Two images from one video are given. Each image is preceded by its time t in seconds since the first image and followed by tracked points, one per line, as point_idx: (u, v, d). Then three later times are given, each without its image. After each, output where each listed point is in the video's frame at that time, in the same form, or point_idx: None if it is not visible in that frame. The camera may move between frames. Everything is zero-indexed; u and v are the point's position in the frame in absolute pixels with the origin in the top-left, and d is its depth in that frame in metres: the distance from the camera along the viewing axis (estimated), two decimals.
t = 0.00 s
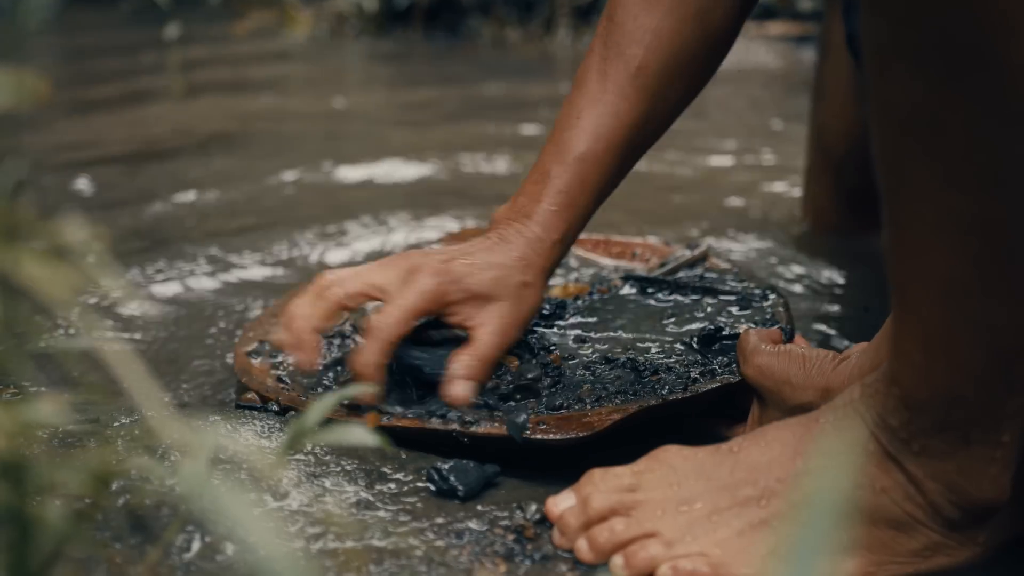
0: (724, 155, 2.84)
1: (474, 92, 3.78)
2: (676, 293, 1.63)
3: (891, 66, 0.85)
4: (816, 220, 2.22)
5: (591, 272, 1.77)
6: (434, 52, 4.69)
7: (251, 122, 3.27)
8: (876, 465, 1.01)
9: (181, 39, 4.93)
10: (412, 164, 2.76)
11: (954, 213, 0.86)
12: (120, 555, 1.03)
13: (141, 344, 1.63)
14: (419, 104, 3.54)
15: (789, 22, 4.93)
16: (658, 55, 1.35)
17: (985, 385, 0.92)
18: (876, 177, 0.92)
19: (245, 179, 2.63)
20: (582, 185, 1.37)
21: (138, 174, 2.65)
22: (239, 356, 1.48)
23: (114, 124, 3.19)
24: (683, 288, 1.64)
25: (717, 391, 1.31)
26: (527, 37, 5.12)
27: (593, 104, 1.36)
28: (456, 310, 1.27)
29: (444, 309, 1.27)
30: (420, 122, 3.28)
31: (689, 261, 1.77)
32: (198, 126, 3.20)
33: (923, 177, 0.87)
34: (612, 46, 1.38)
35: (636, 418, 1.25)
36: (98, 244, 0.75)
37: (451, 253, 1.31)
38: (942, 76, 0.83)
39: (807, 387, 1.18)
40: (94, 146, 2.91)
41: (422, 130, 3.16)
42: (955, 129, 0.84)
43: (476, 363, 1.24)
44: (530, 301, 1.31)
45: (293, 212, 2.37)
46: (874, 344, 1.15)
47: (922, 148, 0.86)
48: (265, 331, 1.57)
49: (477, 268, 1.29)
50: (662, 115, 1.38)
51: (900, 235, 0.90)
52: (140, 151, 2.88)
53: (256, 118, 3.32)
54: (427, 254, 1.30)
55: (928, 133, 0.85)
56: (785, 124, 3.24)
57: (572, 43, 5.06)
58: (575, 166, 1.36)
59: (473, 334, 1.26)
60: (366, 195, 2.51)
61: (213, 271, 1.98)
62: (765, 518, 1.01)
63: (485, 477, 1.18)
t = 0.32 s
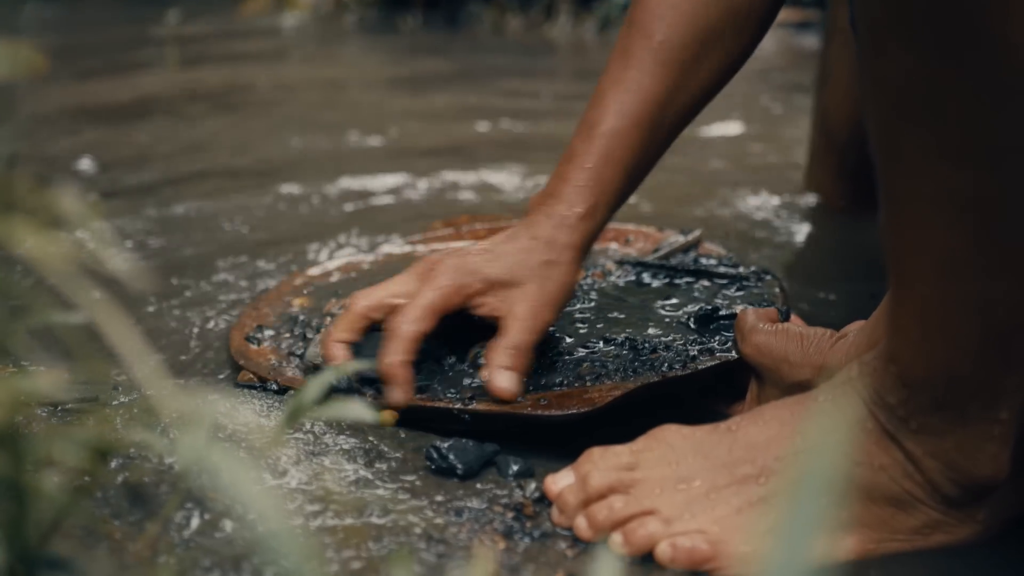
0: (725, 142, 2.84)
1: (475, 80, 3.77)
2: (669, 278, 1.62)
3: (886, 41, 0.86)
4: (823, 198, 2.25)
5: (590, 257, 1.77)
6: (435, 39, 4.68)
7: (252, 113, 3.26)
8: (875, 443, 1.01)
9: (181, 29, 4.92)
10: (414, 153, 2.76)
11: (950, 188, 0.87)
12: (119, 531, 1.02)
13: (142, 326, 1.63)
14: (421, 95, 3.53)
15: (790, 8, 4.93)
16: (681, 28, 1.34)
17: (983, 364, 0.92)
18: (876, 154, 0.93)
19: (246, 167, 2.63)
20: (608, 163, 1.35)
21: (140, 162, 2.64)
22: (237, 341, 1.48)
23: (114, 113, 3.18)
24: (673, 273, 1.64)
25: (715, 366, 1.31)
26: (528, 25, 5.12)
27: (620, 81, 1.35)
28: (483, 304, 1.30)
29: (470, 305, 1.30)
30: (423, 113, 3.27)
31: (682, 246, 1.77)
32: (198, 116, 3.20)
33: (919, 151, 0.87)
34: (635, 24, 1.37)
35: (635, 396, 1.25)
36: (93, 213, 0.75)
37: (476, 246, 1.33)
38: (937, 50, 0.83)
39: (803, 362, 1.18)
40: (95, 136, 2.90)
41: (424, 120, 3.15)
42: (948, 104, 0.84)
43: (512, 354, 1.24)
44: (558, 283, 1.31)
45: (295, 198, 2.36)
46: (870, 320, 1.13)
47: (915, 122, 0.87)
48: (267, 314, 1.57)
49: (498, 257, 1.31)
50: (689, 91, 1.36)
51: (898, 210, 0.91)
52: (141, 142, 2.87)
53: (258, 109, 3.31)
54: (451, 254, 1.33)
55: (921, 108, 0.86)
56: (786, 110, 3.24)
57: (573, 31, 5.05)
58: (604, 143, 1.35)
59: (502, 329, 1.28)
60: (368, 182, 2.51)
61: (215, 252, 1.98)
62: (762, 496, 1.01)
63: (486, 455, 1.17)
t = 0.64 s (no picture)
0: (728, 129, 2.83)
1: (477, 66, 3.77)
2: (677, 270, 1.62)
3: (887, 19, 0.85)
4: (822, 185, 2.25)
5: (596, 244, 1.77)
6: (437, 25, 4.67)
7: (254, 94, 3.26)
8: (877, 427, 1.01)
9: (182, 13, 4.91)
10: (416, 135, 2.75)
11: (954, 167, 0.87)
12: (121, 516, 1.02)
13: (145, 309, 1.63)
14: (423, 79, 3.53)
15: None
16: (679, 10, 1.35)
17: (985, 344, 0.92)
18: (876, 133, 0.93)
19: (248, 148, 2.62)
20: (599, 143, 1.39)
21: (142, 141, 2.64)
22: (242, 323, 1.48)
23: (116, 95, 3.17)
24: (672, 266, 1.63)
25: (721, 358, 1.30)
26: (530, 13, 5.11)
27: (615, 60, 1.37)
28: (462, 287, 1.35)
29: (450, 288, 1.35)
30: (425, 95, 3.26)
31: (692, 236, 1.77)
32: (200, 97, 3.19)
33: (920, 130, 0.87)
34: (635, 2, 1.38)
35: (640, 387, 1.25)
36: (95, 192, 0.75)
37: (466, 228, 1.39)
38: (940, 28, 0.83)
39: (806, 354, 1.17)
40: (98, 116, 2.90)
41: (426, 103, 3.15)
42: (954, 81, 0.84)
43: (490, 338, 1.26)
44: (541, 265, 1.36)
45: (297, 181, 2.36)
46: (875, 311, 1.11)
47: (915, 102, 0.86)
48: (271, 297, 1.57)
49: (480, 241, 1.36)
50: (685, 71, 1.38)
51: (900, 191, 0.91)
52: (142, 121, 2.87)
53: (260, 90, 3.30)
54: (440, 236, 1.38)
55: (923, 86, 0.86)
56: (789, 97, 3.24)
57: (576, 19, 5.03)
58: (594, 124, 1.38)
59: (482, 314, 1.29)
60: (371, 164, 2.51)
61: (217, 236, 1.98)
62: (764, 480, 1.01)
63: (487, 442, 1.17)
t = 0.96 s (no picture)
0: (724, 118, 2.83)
1: (473, 54, 3.76)
2: (676, 261, 1.61)
3: (881, 6, 0.85)
4: (819, 176, 2.25)
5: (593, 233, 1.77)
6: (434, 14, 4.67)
7: (251, 79, 3.25)
8: (871, 417, 1.02)
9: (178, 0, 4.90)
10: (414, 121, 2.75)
11: (949, 158, 0.86)
12: (114, 507, 1.02)
13: (142, 297, 1.63)
14: (420, 68, 3.53)
15: None
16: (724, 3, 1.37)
17: (980, 334, 0.92)
18: (871, 122, 0.93)
19: (245, 133, 2.62)
20: (661, 137, 1.39)
21: (139, 127, 2.64)
22: (238, 313, 1.48)
23: (112, 80, 3.17)
24: (668, 257, 1.63)
25: (715, 351, 1.30)
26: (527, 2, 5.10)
27: (666, 54, 1.38)
28: (570, 279, 1.28)
29: (562, 279, 1.27)
30: (422, 82, 3.26)
31: (691, 227, 1.77)
32: (197, 82, 3.18)
33: (915, 119, 0.87)
34: None
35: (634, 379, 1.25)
36: (84, 179, 0.74)
37: (552, 217, 1.31)
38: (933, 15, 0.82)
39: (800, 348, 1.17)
40: (95, 101, 2.90)
41: (423, 90, 3.14)
42: (947, 72, 0.83)
43: (589, 329, 1.24)
44: (632, 261, 1.34)
45: (293, 167, 2.36)
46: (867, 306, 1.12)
47: (909, 92, 0.86)
48: (269, 285, 1.57)
49: (585, 232, 1.29)
50: (728, 62, 1.40)
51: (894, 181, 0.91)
52: (140, 106, 2.86)
53: (257, 76, 3.30)
54: (535, 223, 1.29)
55: (918, 75, 0.85)
56: (786, 86, 3.24)
57: (572, 8, 5.03)
58: (656, 119, 1.38)
59: (586, 302, 1.26)
60: (368, 150, 2.51)
61: (212, 223, 1.97)
62: (758, 470, 1.01)
63: (482, 433, 1.17)
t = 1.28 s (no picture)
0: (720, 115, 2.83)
1: (469, 50, 3.76)
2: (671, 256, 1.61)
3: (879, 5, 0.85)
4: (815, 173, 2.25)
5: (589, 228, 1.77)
6: (430, 10, 4.66)
7: (246, 74, 3.25)
8: (866, 413, 1.02)
9: None
10: (409, 117, 2.75)
11: (949, 153, 0.86)
12: (109, 502, 1.02)
13: (137, 292, 1.63)
14: (414, 62, 3.53)
15: None
16: None
17: (976, 330, 0.92)
18: (868, 121, 0.93)
19: (240, 128, 2.62)
20: (710, 96, 1.47)
21: (133, 121, 2.64)
22: (233, 309, 1.48)
23: (106, 74, 3.16)
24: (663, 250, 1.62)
25: (712, 346, 1.30)
26: None
27: (715, 14, 1.45)
28: (636, 231, 1.35)
29: (628, 230, 1.34)
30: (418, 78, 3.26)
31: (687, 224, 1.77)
32: (191, 76, 3.18)
33: (913, 118, 0.87)
34: None
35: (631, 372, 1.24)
36: (78, 174, 0.73)
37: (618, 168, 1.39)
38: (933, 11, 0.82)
39: (801, 346, 1.16)
40: (89, 94, 2.90)
41: (418, 86, 3.14)
42: (948, 67, 0.83)
43: (653, 280, 1.31)
44: (691, 215, 1.43)
45: (288, 161, 2.36)
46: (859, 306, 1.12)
47: (909, 88, 0.86)
48: (265, 281, 1.57)
49: (652, 183, 1.37)
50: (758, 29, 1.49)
51: (892, 176, 0.91)
52: (135, 100, 2.86)
53: (252, 71, 3.30)
54: (604, 172, 1.36)
55: (915, 74, 0.85)
56: (780, 83, 3.24)
57: (568, 5, 5.03)
58: (706, 77, 1.46)
59: (649, 259, 1.34)
60: (365, 145, 2.50)
61: (206, 217, 1.97)
62: (753, 466, 1.01)
63: (476, 428, 1.17)
